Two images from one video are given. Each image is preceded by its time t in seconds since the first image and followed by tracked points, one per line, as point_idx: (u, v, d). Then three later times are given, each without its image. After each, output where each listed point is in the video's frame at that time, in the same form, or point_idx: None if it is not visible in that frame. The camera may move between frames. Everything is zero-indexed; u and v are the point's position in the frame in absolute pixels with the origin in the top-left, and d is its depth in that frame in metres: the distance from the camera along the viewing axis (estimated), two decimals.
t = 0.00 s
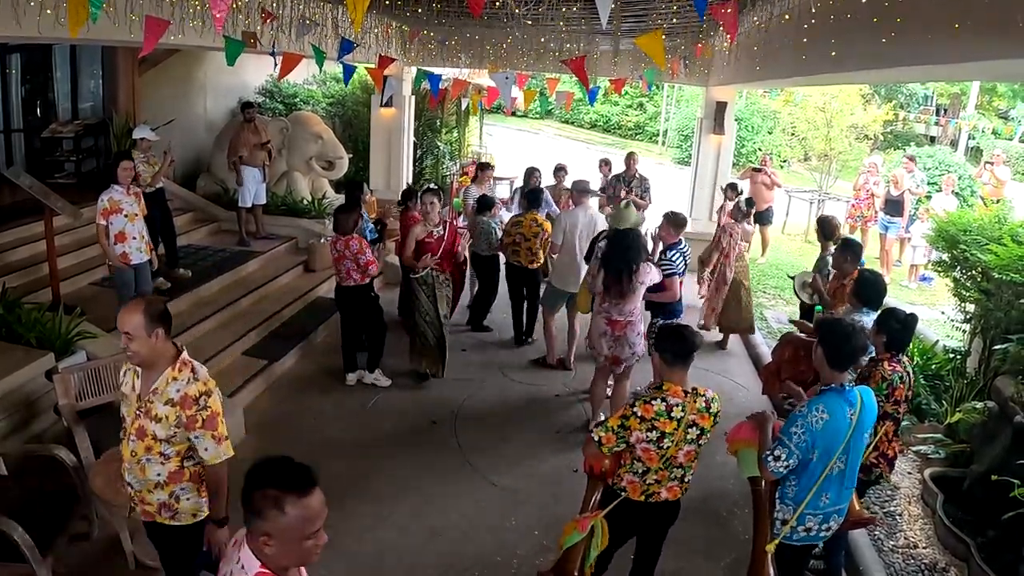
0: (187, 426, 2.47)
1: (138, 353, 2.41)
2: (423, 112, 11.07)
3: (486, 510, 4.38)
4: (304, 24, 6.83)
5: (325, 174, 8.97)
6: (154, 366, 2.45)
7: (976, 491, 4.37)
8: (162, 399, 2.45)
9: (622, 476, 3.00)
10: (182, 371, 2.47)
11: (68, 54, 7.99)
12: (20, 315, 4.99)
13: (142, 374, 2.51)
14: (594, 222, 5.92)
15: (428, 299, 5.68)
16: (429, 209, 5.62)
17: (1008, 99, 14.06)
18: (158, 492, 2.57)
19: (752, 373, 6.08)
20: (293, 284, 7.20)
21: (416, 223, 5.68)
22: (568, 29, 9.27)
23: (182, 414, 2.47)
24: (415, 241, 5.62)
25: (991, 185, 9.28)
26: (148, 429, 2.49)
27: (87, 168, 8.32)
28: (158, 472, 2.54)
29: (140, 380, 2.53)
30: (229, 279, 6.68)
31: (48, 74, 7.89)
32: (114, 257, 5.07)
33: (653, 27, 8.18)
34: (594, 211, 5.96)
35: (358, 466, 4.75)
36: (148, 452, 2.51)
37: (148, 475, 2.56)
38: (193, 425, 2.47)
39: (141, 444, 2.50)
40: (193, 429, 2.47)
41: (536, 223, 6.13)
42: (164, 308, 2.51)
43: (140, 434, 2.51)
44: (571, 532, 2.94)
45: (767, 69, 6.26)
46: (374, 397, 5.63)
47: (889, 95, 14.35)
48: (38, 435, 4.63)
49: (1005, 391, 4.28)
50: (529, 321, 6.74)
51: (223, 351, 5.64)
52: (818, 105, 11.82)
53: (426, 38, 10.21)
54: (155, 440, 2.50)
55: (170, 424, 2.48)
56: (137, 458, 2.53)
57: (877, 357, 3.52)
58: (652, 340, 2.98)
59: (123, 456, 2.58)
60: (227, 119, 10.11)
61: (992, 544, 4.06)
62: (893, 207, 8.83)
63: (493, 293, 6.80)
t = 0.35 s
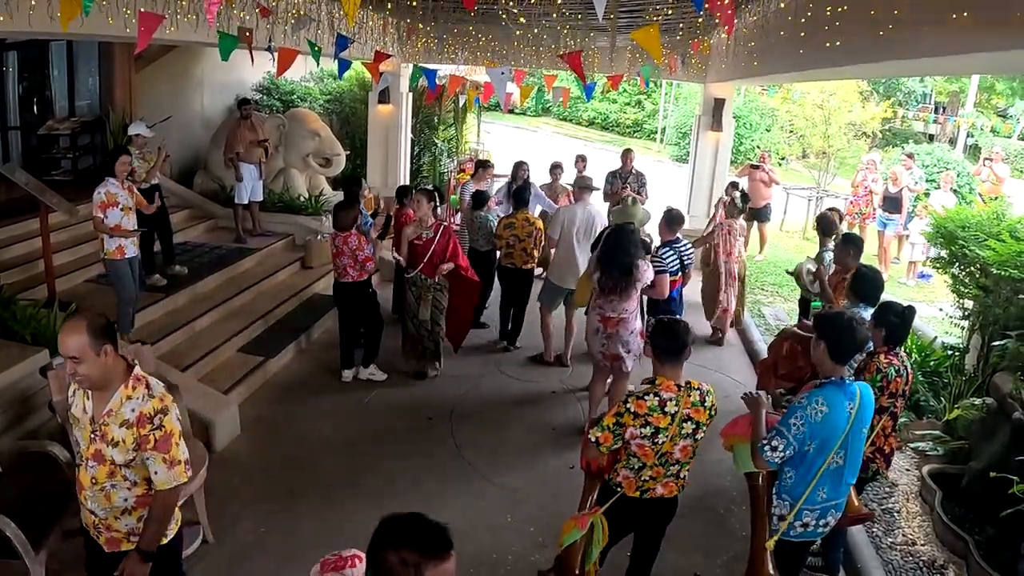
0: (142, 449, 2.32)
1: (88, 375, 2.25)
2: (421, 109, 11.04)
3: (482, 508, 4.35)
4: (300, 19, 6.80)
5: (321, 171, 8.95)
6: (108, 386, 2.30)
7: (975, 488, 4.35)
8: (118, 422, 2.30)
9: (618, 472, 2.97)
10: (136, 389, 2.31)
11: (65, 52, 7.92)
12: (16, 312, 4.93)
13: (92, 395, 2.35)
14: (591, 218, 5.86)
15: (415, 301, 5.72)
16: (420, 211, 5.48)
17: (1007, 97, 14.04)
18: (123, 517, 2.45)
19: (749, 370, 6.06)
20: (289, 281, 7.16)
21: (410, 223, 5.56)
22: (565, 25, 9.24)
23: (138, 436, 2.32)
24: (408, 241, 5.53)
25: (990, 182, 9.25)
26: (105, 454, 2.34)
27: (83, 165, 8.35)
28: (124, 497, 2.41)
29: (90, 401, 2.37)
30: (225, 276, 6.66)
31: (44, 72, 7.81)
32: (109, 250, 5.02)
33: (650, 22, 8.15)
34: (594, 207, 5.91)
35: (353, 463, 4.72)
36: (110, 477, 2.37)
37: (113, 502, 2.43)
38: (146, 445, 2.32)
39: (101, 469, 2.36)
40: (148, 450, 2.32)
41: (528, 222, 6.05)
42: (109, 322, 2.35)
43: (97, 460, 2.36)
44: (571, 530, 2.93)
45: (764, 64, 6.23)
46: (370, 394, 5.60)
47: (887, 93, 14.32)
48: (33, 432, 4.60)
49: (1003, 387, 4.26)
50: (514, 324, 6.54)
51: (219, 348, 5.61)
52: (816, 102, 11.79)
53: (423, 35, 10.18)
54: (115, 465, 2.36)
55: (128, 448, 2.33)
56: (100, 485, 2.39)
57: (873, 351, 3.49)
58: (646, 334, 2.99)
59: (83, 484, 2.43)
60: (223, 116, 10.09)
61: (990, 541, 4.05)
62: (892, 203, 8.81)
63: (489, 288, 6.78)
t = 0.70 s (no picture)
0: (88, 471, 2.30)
1: (27, 400, 2.20)
2: (419, 105, 11.03)
3: (479, 505, 4.34)
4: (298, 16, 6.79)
5: (319, 168, 8.95)
6: (39, 414, 2.25)
7: (973, 486, 4.34)
8: (53, 448, 2.26)
9: (617, 464, 2.96)
10: (69, 410, 2.28)
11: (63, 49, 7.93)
12: (10, 309, 4.84)
13: (19, 425, 2.28)
14: (586, 215, 5.76)
15: (412, 310, 5.46)
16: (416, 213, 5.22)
17: (1005, 94, 14.04)
18: (66, 550, 2.40)
19: (749, 367, 6.05)
20: (286, 279, 7.14)
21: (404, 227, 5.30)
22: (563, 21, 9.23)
23: (80, 460, 2.29)
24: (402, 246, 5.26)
25: (990, 178, 9.23)
26: (43, 485, 2.29)
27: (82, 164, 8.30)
28: (64, 532, 2.37)
29: (16, 432, 2.29)
30: (223, 274, 6.64)
31: (43, 70, 7.84)
32: (104, 248, 5.02)
33: (648, 18, 8.14)
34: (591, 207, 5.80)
35: (350, 460, 4.70)
36: (48, 509, 2.33)
37: (52, 537, 2.38)
38: (96, 466, 2.31)
39: (38, 502, 2.31)
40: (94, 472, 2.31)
41: (516, 222, 5.79)
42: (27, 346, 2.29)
43: (32, 493, 2.31)
44: (569, 526, 2.83)
45: (763, 59, 6.22)
46: (368, 391, 5.59)
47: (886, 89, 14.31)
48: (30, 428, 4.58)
49: (1003, 384, 4.25)
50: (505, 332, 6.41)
51: (216, 344, 5.60)
52: (814, 99, 11.79)
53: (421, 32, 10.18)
54: (54, 494, 2.32)
55: (67, 473, 2.30)
56: (37, 521, 2.34)
57: (873, 347, 3.48)
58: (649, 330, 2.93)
59: (18, 523, 2.37)
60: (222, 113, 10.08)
61: (988, 538, 4.04)
62: (891, 200, 8.81)
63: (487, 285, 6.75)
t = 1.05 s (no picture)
0: (48, 475, 2.01)
1: None
2: (417, 103, 11.03)
3: (478, 503, 4.31)
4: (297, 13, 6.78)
5: (318, 166, 8.94)
6: None
7: (974, 483, 4.32)
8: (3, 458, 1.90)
9: (616, 463, 2.93)
10: (12, 415, 1.93)
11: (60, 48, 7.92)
12: (7, 307, 4.84)
13: None
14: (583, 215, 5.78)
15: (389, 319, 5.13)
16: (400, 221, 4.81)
17: (1004, 92, 14.04)
18: None
19: (748, 365, 6.04)
20: (284, 277, 7.11)
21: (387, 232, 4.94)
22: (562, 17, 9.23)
23: (36, 465, 1.98)
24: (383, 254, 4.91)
25: (989, 175, 9.23)
26: None
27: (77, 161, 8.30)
28: (18, 554, 1.99)
29: None
30: (220, 273, 6.62)
31: (41, 68, 7.84)
32: (97, 249, 4.99)
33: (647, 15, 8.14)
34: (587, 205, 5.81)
35: (348, 459, 4.68)
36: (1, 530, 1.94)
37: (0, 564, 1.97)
38: (54, 467, 2.03)
39: None
40: (57, 472, 2.03)
41: (511, 222, 5.78)
42: None
43: None
44: (565, 521, 2.79)
45: (761, 56, 6.22)
46: (366, 390, 5.56)
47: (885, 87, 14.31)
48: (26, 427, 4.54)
49: (1003, 381, 4.24)
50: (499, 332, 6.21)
51: (214, 342, 5.59)
52: (813, 97, 11.77)
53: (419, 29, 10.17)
54: (8, 512, 1.94)
55: (21, 484, 1.95)
56: None
57: (873, 344, 3.45)
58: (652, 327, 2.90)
59: None
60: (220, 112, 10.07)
61: (989, 536, 4.02)
62: (890, 197, 8.79)
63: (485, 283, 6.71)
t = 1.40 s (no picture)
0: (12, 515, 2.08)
1: None
2: (416, 102, 11.01)
3: (474, 502, 4.29)
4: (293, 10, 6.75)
5: (315, 164, 8.92)
6: None
7: (973, 481, 4.31)
8: None
9: (613, 462, 2.92)
10: None
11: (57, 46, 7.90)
12: (3, 305, 4.80)
13: None
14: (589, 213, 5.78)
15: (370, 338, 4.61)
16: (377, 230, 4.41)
17: (1004, 91, 14.04)
18: None
19: (746, 362, 6.02)
20: (282, 275, 7.10)
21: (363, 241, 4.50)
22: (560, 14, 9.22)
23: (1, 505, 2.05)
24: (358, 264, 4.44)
25: (988, 173, 9.21)
26: None
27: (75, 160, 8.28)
28: None
29: None
30: (218, 271, 6.60)
31: (38, 67, 7.85)
32: (90, 250, 4.97)
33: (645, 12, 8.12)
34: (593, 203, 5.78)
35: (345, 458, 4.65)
36: None
37: None
38: (15, 508, 2.09)
39: None
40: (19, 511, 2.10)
41: (501, 220, 5.74)
42: None
43: None
44: (565, 522, 2.91)
45: (760, 53, 6.20)
46: (362, 388, 5.54)
47: (884, 86, 14.32)
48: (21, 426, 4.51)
49: (1003, 379, 4.24)
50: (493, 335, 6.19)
51: (211, 341, 5.56)
52: (813, 95, 11.75)
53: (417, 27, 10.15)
54: None
55: None
56: None
57: (872, 341, 3.44)
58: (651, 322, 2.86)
59: None
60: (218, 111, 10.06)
61: (989, 534, 4.01)
62: (889, 196, 8.77)
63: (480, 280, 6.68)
